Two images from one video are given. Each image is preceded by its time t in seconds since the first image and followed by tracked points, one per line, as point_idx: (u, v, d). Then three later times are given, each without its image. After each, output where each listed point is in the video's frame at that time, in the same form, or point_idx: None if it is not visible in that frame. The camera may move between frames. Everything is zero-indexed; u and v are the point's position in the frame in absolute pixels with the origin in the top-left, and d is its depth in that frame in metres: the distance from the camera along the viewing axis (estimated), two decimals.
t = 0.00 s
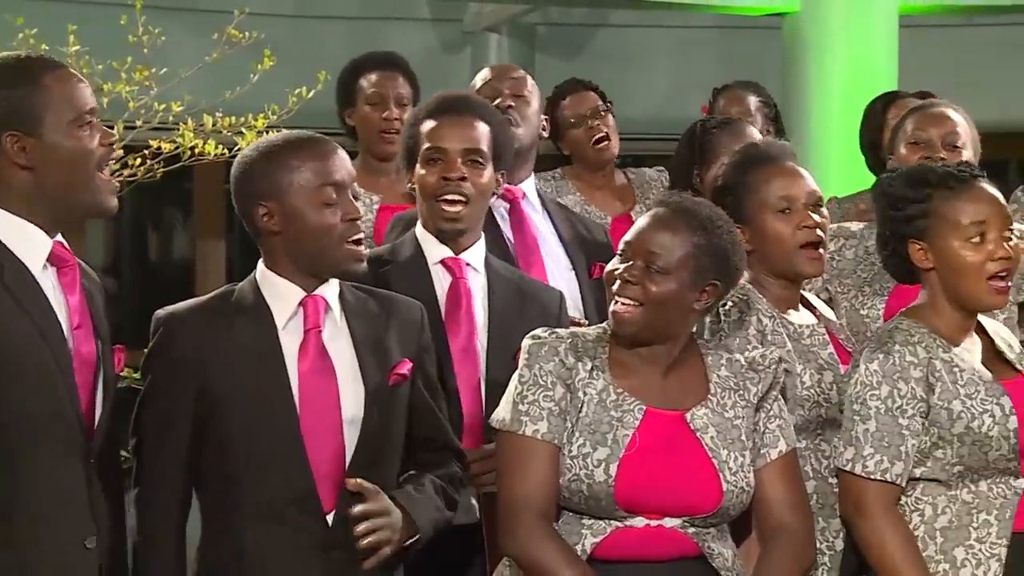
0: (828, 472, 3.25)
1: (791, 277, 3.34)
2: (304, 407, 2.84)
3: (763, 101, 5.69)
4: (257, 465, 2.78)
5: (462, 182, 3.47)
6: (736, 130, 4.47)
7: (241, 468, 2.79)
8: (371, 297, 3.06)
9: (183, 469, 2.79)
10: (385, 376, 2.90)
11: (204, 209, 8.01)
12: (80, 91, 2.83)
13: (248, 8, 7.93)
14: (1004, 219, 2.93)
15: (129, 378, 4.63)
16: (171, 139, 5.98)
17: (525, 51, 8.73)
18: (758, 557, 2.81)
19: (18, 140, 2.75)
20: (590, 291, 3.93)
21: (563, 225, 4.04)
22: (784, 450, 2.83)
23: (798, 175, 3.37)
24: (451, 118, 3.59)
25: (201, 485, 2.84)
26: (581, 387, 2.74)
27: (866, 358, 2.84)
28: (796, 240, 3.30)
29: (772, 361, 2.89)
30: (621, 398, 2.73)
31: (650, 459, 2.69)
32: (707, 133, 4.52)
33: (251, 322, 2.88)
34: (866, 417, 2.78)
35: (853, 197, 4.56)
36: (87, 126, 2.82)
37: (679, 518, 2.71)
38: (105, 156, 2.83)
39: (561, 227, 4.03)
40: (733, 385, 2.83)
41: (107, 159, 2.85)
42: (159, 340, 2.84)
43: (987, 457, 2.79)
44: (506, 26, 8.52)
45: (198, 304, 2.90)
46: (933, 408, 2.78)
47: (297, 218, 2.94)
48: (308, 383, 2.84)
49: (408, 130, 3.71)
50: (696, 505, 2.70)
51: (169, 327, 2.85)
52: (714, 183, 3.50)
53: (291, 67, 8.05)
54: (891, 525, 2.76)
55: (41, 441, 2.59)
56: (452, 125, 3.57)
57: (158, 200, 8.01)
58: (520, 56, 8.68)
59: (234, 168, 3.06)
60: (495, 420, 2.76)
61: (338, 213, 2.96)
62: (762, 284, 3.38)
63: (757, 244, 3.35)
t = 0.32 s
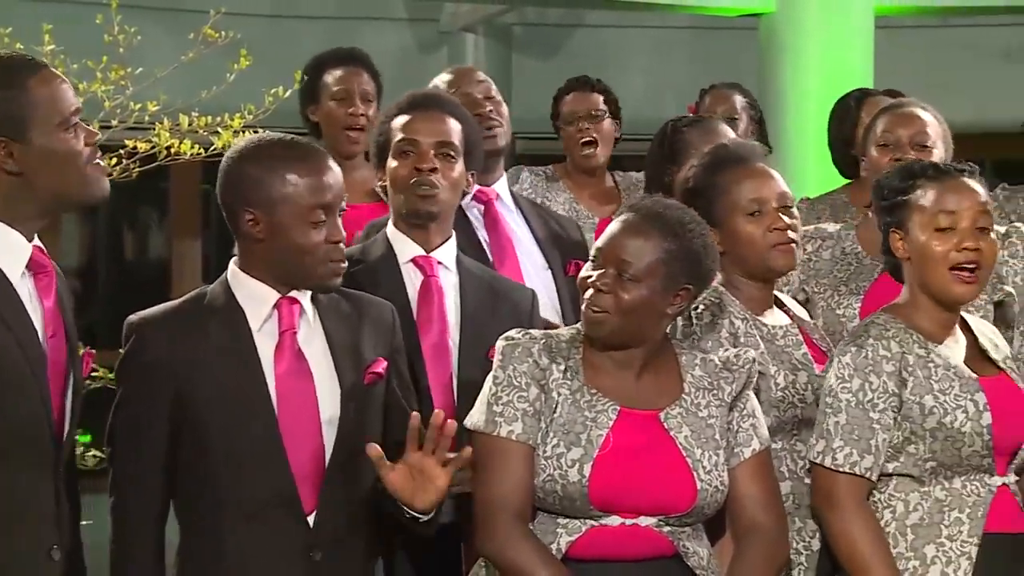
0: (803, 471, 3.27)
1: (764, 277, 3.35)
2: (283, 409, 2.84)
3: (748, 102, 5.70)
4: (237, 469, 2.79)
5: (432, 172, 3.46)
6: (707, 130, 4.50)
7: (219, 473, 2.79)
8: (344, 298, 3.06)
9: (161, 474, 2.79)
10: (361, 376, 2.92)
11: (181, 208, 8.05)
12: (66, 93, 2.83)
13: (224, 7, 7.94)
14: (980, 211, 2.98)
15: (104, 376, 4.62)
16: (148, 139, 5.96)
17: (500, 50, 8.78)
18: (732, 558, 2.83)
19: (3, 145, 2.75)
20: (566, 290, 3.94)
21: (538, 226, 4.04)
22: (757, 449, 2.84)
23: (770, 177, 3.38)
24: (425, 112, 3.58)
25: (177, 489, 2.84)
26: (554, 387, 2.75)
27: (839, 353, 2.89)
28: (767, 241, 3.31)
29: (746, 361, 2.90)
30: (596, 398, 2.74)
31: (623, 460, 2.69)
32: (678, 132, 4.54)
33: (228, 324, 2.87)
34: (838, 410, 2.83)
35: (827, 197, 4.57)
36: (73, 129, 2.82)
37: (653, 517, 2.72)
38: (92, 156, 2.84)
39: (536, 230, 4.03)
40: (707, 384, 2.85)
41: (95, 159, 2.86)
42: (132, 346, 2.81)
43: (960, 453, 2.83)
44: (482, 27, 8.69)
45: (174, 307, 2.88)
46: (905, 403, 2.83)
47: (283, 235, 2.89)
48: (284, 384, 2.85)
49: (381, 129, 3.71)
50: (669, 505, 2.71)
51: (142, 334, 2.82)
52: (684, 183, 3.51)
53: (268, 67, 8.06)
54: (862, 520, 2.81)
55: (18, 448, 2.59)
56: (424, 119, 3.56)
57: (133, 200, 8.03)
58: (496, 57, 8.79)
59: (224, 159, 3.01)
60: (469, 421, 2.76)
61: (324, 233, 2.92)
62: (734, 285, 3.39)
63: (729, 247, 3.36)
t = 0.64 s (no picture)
0: (772, 469, 3.27)
1: (738, 275, 3.34)
2: (257, 409, 2.82)
3: (719, 101, 5.70)
4: (208, 472, 2.77)
5: (417, 173, 3.45)
6: (680, 132, 4.47)
7: (190, 476, 2.77)
8: (314, 299, 3.04)
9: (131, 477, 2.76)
10: (334, 379, 2.91)
11: (150, 206, 8.00)
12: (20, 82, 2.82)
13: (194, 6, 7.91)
14: (955, 215, 2.98)
15: (73, 375, 4.58)
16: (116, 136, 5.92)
17: (472, 50, 8.77)
18: (705, 558, 2.82)
19: None
20: (539, 293, 3.93)
21: (512, 225, 4.02)
22: (729, 449, 2.84)
23: (747, 176, 3.37)
24: (402, 109, 3.56)
25: (145, 491, 2.81)
26: (526, 387, 2.74)
27: (807, 350, 2.89)
28: (742, 240, 3.31)
29: (719, 361, 2.89)
30: (568, 400, 2.73)
31: (595, 463, 2.68)
32: (650, 133, 4.52)
33: (199, 325, 2.85)
34: (805, 407, 2.83)
35: (805, 197, 4.57)
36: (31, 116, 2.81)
37: (624, 518, 2.71)
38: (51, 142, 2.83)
39: (510, 228, 4.01)
40: (680, 385, 2.83)
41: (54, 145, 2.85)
42: (101, 346, 2.78)
43: (926, 452, 2.83)
44: (453, 26, 8.65)
45: (146, 305, 2.85)
46: (872, 400, 2.83)
47: (260, 235, 2.88)
48: (257, 387, 2.83)
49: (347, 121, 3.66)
50: (642, 507, 2.70)
51: (112, 332, 2.78)
52: (661, 181, 3.49)
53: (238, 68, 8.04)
54: (830, 518, 2.81)
55: None
56: (404, 117, 3.54)
57: (103, 199, 8.01)
58: (468, 55, 8.74)
59: (195, 160, 2.99)
60: (441, 422, 2.74)
61: (301, 233, 2.91)
62: (709, 284, 3.38)
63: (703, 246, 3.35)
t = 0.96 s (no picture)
0: (747, 468, 3.27)
1: (714, 278, 3.33)
2: (231, 409, 2.81)
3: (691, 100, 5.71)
4: (184, 470, 2.75)
5: (374, 165, 3.42)
6: (654, 131, 4.46)
7: (166, 474, 2.75)
8: (288, 298, 3.03)
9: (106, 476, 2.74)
10: (309, 378, 2.90)
11: (125, 206, 7.97)
12: None
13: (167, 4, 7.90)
14: (926, 214, 2.98)
15: (46, 376, 4.55)
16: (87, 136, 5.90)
17: (447, 50, 8.77)
18: (681, 558, 2.81)
19: None
20: (519, 296, 3.92)
21: (493, 225, 4.01)
22: (706, 448, 2.83)
23: (725, 175, 3.37)
24: (351, 102, 3.52)
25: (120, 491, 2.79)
26: (503, 387, 2.73)
27: (784, 348, 2.88)
28: (721, 240, 3.30)
29: (696, 361, 2.88)
30: (546, 399, 2.73)
31: (571, 465, 2.67)
32: (627, 132, 4.51)
33: (174, 323, 2.83)
34: (783, 405, 2.82)
35: (787, 195, 4.56)
36: None
37: (600, 520, 2.70)
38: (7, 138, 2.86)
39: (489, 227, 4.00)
40: (657, 385, 2.82)
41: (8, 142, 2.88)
42: (75, 346, 2.76)
43: (903, 449, 2.82)
44: (428, 26, 8.70)
45: (119, 305, 2.83)
46: (848, 398, 2.82)
47: (232, 224, 2.88)
48: (233, 385, 2.82)
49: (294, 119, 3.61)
50: (618, 507, 2.69)
51: (86, 333, 2.76)
52: (639, 180, 3.48)
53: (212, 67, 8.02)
54: (807, 516, 2.81)
55: None
56: (355, 109, 3.50)
57: (78, 198, 7.98)
58: (444, 55, 8.74)
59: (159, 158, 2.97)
60: (416, 423, 2.73)
61: (274, 216, 2.91)
62: (685, 286, 3.36)
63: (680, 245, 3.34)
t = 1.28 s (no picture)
0: (727, 469, 3.27)
1: (692, 276, 3.34)
2: (210, 408, 2.81)
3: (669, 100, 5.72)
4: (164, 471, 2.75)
5: (335, 170, 3.39)
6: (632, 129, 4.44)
7: (146, 475, 2.75)
8: (268, 296, 3.02)
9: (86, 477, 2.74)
10: (289, 378, 2.90)
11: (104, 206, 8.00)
12: None
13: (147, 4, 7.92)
14: (902, 214, 2.99)
15: (26, 374, 4.53)
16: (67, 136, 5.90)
17: (428, 49, 8.79)
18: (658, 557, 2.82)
19: None
20: (497, 295, 3.94)
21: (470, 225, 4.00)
22: (682, 447, 2.83)
23: (702, 176, 3.38)
24: (313, 105, 3.47)
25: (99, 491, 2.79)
26: (482, 386, 2.72)
27: (763, 352, 2.88)
28: (697, 240, 3.31)
29: (673, 360, 2.89)
30: (524, 398, 2.72)
31: (549, 462, 2.67)
32: (607, 132, 4.52)
33: (153, 323, 2.83)
34: (763, 409, 2.83)
35: (771, 195, 4.57)
36: None
37: (581, 517, 2.71)
38: None
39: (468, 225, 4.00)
40: (633, 383, 2.84)
41: None
42: (54, 346, 2.75)
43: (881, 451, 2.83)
44: (409, 25, 8.72)
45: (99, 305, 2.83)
46: (827, 401, 2.84)
47: (211, 224, 2.87)
48: (212, 385, 2.82)
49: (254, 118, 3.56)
50: (598, 504, 2.70)
51: (65, 334, 2.76)
52: (616, 178, 3.47)
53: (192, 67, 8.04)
54: (789, 518, 2.82)
55: None
56: (317, 112, 3.46)
57: (58, 197, 7.99)
58: (423, 54, 8.76)
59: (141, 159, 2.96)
60: (395, 422, 2.73)
61: (254, 217, 2.90)
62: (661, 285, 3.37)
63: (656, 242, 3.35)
